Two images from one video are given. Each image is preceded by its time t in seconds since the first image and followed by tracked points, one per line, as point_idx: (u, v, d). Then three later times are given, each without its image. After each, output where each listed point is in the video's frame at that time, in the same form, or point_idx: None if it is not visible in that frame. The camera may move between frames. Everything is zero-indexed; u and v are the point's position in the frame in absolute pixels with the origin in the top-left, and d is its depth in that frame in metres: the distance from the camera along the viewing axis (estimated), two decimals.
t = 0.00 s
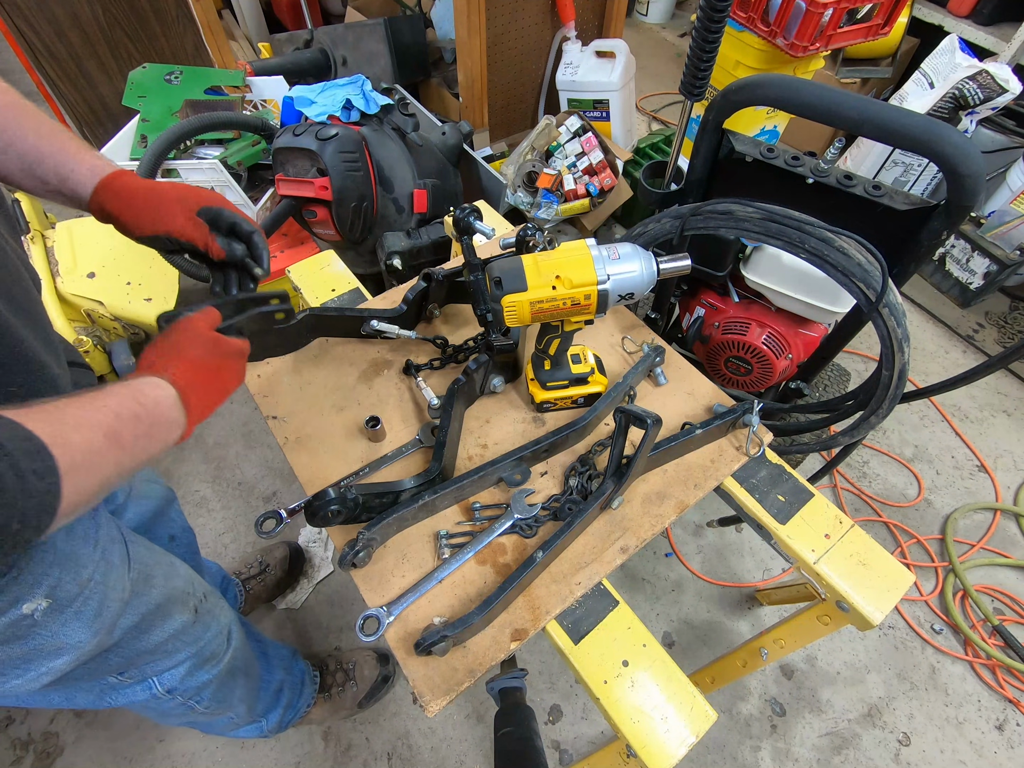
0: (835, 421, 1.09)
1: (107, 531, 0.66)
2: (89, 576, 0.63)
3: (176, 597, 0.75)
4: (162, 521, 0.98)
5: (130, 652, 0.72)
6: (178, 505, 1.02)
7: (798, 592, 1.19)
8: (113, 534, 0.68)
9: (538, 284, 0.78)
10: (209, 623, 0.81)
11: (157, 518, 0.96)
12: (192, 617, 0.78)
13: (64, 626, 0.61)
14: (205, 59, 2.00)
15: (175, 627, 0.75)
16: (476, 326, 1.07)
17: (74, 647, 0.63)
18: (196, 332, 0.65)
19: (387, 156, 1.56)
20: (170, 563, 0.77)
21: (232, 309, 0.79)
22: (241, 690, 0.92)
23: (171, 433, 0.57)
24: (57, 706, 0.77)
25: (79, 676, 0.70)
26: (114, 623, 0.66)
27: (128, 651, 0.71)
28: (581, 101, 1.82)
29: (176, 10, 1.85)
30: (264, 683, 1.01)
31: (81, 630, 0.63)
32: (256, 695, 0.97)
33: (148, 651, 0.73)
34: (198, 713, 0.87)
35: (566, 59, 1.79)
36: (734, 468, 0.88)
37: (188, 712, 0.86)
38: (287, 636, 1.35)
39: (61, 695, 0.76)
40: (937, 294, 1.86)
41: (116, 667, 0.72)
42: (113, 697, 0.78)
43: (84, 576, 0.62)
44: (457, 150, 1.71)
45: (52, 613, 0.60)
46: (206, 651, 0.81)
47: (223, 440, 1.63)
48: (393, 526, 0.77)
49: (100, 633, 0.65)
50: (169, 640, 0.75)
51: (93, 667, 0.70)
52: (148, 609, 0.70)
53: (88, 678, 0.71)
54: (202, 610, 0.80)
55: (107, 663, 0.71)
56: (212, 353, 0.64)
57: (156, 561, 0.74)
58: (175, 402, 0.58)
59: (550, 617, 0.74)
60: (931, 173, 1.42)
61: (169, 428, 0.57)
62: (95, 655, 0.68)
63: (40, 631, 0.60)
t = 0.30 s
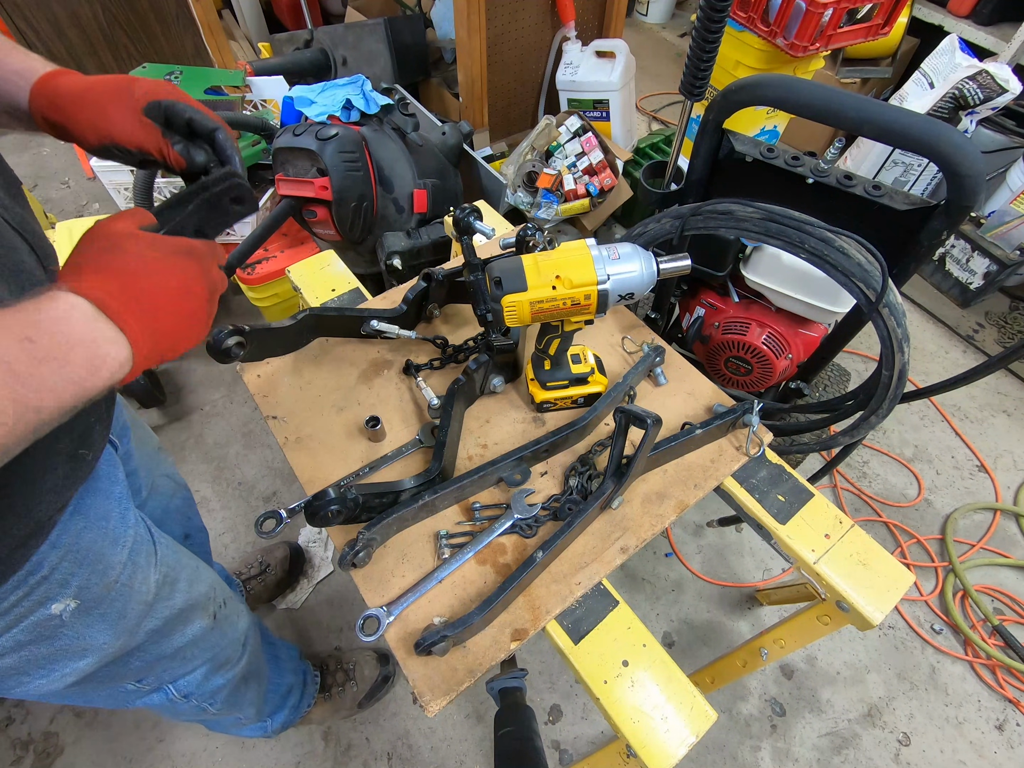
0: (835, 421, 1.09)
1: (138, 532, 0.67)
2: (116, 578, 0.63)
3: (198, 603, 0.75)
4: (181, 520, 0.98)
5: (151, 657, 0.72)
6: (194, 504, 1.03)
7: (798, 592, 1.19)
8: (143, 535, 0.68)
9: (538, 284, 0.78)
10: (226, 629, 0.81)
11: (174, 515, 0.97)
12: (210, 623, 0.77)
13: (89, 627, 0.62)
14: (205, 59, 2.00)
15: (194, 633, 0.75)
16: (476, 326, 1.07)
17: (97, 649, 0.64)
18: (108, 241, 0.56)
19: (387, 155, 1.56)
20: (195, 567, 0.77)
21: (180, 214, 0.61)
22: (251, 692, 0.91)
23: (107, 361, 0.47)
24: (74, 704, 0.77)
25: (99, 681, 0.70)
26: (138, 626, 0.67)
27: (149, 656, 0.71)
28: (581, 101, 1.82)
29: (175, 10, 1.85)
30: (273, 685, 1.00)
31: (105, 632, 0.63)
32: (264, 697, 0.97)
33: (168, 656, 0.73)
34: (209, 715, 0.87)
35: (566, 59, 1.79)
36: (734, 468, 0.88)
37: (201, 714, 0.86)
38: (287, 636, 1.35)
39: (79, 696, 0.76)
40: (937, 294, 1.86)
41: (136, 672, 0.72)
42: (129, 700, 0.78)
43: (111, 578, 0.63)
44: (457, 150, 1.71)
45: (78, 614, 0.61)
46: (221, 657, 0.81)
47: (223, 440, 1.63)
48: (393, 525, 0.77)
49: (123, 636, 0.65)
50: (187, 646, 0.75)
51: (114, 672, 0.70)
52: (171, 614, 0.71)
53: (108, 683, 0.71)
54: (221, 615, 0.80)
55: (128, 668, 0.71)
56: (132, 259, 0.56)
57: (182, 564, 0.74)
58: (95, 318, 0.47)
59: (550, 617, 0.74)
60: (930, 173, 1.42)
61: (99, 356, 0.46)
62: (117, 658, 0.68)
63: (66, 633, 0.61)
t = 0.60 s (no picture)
0: (835, 421, 1.09)
1: (167, 528, 0.66)
2: (145, 576, 0.63)
3: (217, 610, 0.75)
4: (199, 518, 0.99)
5: (171, 662, 0.71)
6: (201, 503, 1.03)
7: (797, 592, 1.19)
8: (173, 534, 0.68)
9: (538, 284, 0.78)
10: (242, 636, 0.81)
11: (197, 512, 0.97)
12: (227, 630, 0.77)
13: (118, 625, 0.62)
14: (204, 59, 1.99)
15: (212, 640, 0.75)
16: (476, 326, 1.07)
17: (123, 646, 0.63)
18: (33, 154, 0.49)
19: (387, 155, 1.56)
20: (217, 572, 0.76)
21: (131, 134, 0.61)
22: (260, 698, 0.92)
23: (49, 281, 0.41)
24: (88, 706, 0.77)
25: (120, 685, 0.70)
26: (163, 624, 0.67)
27: (170, 660, 0.71)
28: (581, 101, 1.82)
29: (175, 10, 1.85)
30: (281, 688, 1.00)
31: (132, 630, 0.63)
32: (271, 701, 0.97)
33: (187, 662, 0.73)
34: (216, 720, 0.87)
35: (566, 59, 1.79)
36: (734, 468, 0.88)
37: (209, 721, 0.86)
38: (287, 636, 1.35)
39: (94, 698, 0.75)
40: (937, 294, 1.86)
41: (157, 677, 0.72)
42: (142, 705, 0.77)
43: (141, 577, 0.62)
44: (457, 150, 1.71)
45: (109, 612, 0.60)
46: (234, 664, 0.81)
47: (223, 440, 1.63)
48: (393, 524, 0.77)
49: (149, 634, 0.65)
50: (205, 653, 0.75)
51: (136, 676, 0.70)
52: (194, 617, 0.70)
53: (128, 686, 0.71)
54: (238, 622, 0.80)
55: (151, 671, 0.70)
56: (64, 169, 0.48)
57: (207, 568, 0.73)
58: (41, 238, 0.43)
59: (550, 616, 0.74)
60: (931, 173, 1.42)
61: (50, 277, 0.42)
62: (140, 660, 0.68)
63: (96, 630, 0.61)
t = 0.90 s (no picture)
0: (835, 421, 1.09)
1: (181, 534, 0.67)
2: (157, 582, 0.63)
3: (229, 617, 0.75)
4: (209, 517, 0.99)
5: (183, 669, 0.72)
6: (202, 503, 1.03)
7: (797, 592, 1.20)
8: (186, 539, 0.68)
9: (538, 284, 0.78)
10: (253, 642, 0.81)
11: (207, 512, 0.98)
12: (239, 638, 0.78)
13: (131, 632, 0.62)
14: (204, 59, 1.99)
15: (224, 647, 0.75)
16: (476, 326, 1.07)
17: (135, 652, 0.64)
18: None
19: (387, 155, 1.56)
20: (229, 579, 0.77)
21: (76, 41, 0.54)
22: (265, 700, 0.92)
23: None
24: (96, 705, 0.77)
25: (131, 689, 0.70)
26: (176, 630, 0.67)
27: (182, 667, 0.72)
28: (581, 101, 1.82)
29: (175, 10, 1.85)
30: (285, 689, 0.99)
31: (144, 636, 0.63)
32: (276, 703, 0.97)
33: (198, 669, 0.74)
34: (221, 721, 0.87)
35: (566, 59, 1.79)
36: (734, 468, 0.88)
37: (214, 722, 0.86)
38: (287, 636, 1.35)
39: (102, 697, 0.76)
40: (937, 294, 1.86)
41: (167, 683, 0.72)
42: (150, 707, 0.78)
43: (155, 583, 0.63)
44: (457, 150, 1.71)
45: (122, 619, 0.60)
46: (243, 669, 0.81)
47: (223, 440, 1.63)
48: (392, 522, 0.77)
49: (161, 640, 0.65)
50: (216, 659, 0.75)
51: (147, 681, 0.70)
52: (206, 624, 0.71)
53: (138, 689, 0.71)
54: (249, 629, 0.80)
55: (162, 678, 0.71)
56: None
57: (219, 575, 0.74)
58: None
59: (550, 616, 0.74)
60: (930, 173, 1.42)
61: None
62: (152, 665, 0.68)
63: (109, 636, 0.61)
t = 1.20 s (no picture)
0: (835, 421, 1.09)
1: (191, 544, 0.67)
2: (167, 594, 0.63)
3: (238, 626, 0.75)
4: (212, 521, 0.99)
5: (191, 678, 0.72)
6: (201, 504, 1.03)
7: (797, 592, 1.19)
8: (195, 550, 0.68)
9: (538, 284, 0.78)
10: (260, 649, 0.82)
11: (212, 515, 0.98)
12: (246, 647, 0.78)
13: (141, 646, 0.62)
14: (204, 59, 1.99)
15: (233, 655, 0.75)
16: (476, 326, 1.07)
17: (144, 665, 0.64)
18: None
19: (387, 155, 1.56)
20: (237, 588, 0.77)
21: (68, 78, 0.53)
22: (268, 704, 0.92)
23: None
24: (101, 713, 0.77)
25: (138, 701, 0.70)
26: (185, 641, 0.67)
27: (190, 676, 0.72)
28: (581, 101, 1.82)
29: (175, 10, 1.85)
30: (288, 693, 0.99)
31: (154, 649, 0.63)
32: (278, 707, 0.97)
33: (206, 677, 0.74)
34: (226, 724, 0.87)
35: (565, 59, 1.79)
36: (734, 468, 0.88)
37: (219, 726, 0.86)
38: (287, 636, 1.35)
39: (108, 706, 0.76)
40: (937, 294, 1.86)
41: (174, 693, 0.72)
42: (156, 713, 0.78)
43: (165, 595, 0.63)
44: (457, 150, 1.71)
45: (133, 633, 0.60)
46: (249, 674, 0.81)
47: (223, 439, 1.63)
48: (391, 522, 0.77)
49: (171, 652, 0.65)
50: (224, 667, 0.75)
51: (155, 692, 0.70)
52: (215, 634, 0.71)
53: (146, 699, 0.71)
54: (256, 637, 0.80)
55: (168, 689, 0.71)
56: None
57: (227, 584, 0.74)
58: None
59: (550, 617, 0.74)
60: (930, 173, 1.42)
61: None
62: (162, 675, 0.68)
63: (120, 650, 0.61)
